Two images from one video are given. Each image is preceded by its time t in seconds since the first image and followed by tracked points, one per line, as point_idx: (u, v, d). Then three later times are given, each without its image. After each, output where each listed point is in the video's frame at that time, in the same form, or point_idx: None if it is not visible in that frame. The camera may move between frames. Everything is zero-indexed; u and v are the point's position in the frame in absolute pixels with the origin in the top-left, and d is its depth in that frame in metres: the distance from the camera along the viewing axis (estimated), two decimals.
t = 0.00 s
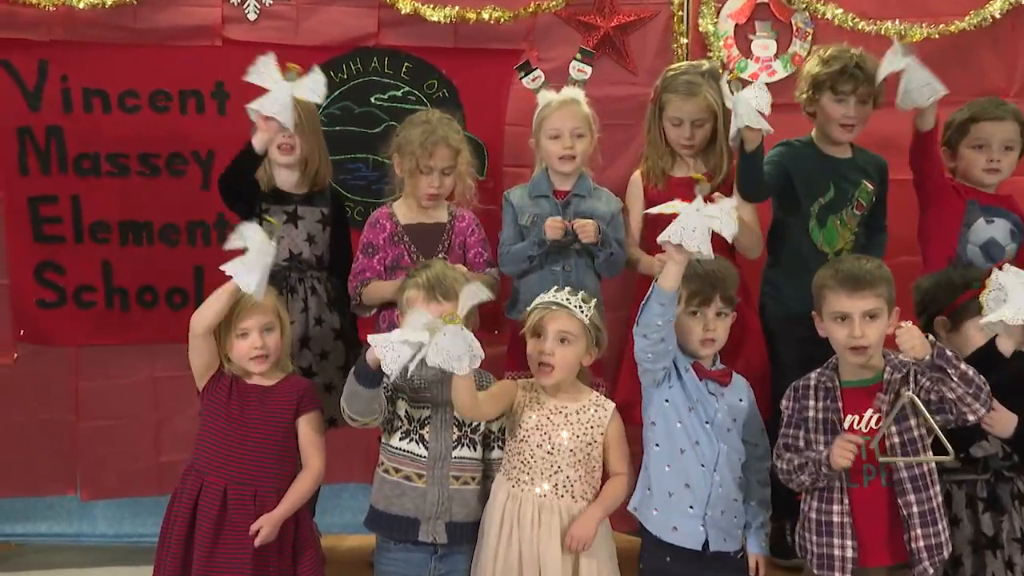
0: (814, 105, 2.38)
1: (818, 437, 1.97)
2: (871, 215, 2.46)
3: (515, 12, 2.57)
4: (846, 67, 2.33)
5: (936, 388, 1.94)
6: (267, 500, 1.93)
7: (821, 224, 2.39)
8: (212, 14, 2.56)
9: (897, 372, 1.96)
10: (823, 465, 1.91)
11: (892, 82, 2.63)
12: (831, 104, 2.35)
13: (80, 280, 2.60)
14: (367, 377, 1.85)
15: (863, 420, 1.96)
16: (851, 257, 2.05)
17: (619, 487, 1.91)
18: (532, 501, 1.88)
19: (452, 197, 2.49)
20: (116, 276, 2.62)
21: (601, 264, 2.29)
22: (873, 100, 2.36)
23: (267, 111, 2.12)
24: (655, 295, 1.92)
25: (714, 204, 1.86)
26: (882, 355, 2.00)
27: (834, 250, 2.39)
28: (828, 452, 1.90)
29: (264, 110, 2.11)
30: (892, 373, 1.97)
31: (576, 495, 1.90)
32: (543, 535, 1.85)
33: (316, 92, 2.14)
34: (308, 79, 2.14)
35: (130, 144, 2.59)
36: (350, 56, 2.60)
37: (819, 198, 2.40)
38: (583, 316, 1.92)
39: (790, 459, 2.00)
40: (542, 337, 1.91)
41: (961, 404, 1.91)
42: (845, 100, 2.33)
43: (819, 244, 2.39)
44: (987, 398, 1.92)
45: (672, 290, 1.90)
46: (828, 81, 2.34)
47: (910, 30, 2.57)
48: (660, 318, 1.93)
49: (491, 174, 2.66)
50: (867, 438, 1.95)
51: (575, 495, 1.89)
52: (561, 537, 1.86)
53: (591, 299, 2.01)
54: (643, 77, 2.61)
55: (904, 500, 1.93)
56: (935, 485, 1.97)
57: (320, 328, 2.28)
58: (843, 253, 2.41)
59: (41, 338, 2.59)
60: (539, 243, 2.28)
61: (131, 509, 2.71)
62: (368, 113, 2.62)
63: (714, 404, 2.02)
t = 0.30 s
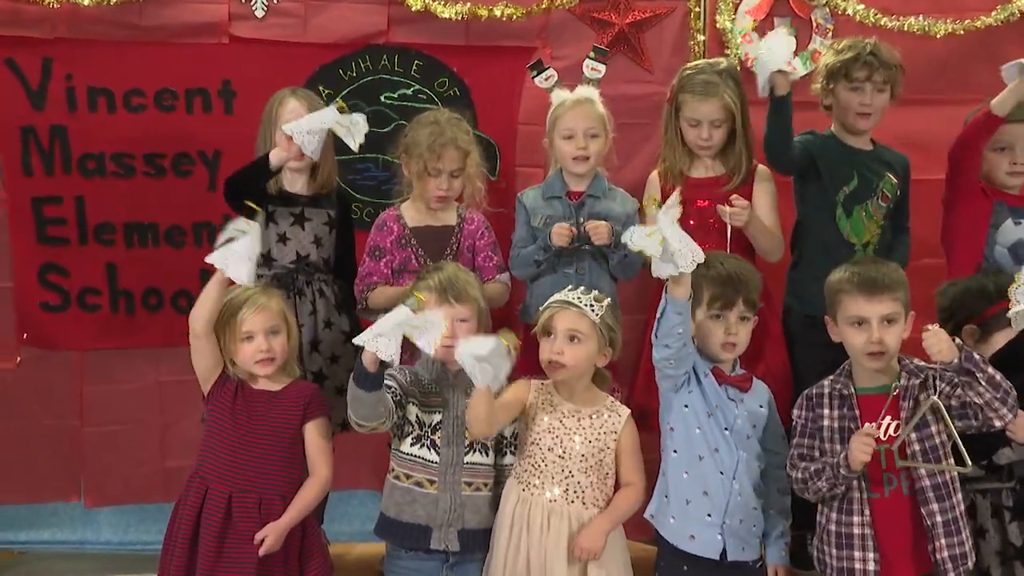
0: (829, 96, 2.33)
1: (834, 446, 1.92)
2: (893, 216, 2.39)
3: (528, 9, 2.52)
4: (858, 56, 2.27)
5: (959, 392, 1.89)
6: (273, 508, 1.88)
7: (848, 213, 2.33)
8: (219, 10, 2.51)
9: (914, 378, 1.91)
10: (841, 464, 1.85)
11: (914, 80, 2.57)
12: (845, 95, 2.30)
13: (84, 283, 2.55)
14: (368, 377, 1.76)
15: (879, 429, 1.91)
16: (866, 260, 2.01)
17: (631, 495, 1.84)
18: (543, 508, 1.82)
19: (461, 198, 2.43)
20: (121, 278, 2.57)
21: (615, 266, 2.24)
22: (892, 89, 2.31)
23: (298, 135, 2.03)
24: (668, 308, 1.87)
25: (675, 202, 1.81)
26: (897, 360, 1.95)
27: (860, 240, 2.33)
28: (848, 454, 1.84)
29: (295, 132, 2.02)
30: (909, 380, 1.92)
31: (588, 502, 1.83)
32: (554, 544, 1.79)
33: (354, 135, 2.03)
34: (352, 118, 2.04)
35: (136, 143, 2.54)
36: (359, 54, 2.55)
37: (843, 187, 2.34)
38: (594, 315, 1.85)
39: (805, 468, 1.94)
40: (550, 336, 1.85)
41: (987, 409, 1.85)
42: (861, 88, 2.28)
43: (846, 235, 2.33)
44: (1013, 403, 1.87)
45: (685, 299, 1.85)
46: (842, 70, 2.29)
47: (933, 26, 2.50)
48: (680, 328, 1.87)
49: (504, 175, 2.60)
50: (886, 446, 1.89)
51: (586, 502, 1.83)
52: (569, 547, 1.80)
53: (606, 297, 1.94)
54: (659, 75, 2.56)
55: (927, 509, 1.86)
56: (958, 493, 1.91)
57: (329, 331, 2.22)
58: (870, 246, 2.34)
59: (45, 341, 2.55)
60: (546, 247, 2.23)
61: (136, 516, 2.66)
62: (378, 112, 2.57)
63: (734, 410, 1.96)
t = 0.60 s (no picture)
0: (857, 102, 2.26)
1: (851, 455, 1.86)
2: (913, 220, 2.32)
3: (541, 6, 2.48)
4: (887, 59, 2.21)
5: (980, 397, 1.84)
6: (281, 517, 1.83)
7: (864, 235, 2.26)
8: (227, 8, 2.47)
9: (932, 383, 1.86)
10: (863, 474, 1.78)
11: (936, 78, 2.51)
12: (873, 101, 2.23)
13: (89, 285, 2.51)
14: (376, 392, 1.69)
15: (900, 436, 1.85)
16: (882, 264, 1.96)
17: (650, 509, 1.78)
18: (565, 520, 1.78)
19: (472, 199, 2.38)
20: (127, 280, 2.53)
21: (630, 269, 2.18)
22: (920, 94, 2.24)
23: (235, 105, 1.99)
24: (679, 321, 1.82)
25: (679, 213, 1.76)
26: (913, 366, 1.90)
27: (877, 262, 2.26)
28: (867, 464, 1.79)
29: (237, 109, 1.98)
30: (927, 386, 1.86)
31: (611, 513, 1.79)
32: (573, 553, 1.76)
33: (276, 70, 2.01)
34: (265, 60, 2.01)
35: (142, 144, 2.50)
36: (369, 52, 2.50)
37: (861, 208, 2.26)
38: (612, 326, 1.81)
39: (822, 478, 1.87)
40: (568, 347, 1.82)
41: (1012, 413, 1.80)
42: (890, 92, 2.21)
43: (862, 258, 2.26)
44: None
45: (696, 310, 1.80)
46: (870, 74, 2.23)
47: (956, 22, 2.46)
48: (693, 340, 1.82)
49: (516, 176, 2.55)
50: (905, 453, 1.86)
51: (608, 513, 1.79)
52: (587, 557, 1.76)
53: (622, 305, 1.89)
54: (675, 73, 2.51)
55: (949, 518, 1.81)
56: (981, 501, 1.85)
57: (329, 334, 2.17)
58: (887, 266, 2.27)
59: (49, 344, 2.51)
60: (563, 249, 2.18)
61: (142, 523, 2.62)
62: (388, 112, 2.52)
63: (750, 417, 1.90)
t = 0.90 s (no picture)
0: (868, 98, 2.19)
1: (870, 463, 1.81)
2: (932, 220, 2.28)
3: (554, 4, 2.44)
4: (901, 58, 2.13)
5: (1003, 401, 1.80)
6: (293, 523, 1.78)
7: (877, 221, 2.21)
8: (235, 6, 2.43)
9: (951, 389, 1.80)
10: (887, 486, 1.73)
11: (958, 77, 2.46)
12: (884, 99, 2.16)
13: (95, 288, 2.47)
14: (377, 401, 1.67)
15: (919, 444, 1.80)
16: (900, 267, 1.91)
17: (666, 513, 1.76)
18: (578, 524, 1.75)
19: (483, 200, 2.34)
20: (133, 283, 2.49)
21: (646, 272, 2.12)
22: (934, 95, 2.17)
23: (201, 131, 1.94)
24: (692, 319, 1.76)
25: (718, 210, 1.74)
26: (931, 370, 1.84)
27: (890, 249, 2.21)
28: (891, 475, 1.73)
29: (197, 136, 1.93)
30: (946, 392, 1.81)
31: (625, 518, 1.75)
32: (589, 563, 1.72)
33: (217, 78, 1.95)
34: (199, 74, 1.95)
35: (148, 144, 2.46)
36: (378, 51, 2.46)
37: (872, 194, 2.22)
38: (620, 317, 1.78)
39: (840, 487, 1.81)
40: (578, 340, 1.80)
41: None
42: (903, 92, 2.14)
43: (875, 244, 2.21)
44: None
45: (710, 310, 1.74)
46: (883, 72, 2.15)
47: (979, 20, 2.42)
48: (703, 340, 1.77)
49: (528, 178, 2.51)
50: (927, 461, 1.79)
51: (622, 518, 1.75)
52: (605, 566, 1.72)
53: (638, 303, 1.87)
54: (690, 72, 2.46)
55: (972, 526, 1.76)
56: (1004, 509, 1.80)
57: (337, 338, 2.12)
58: (900, 255, 2.22)
59: (54, 349, 2.47)
60: (575, 257, 2.11)
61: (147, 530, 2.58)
62: (397, 112, 2.48)
63: (765, 423, 1.85)
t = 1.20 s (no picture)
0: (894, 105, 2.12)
1: (888, 471, 1.76)
2: (947, 223, 2.23)
3: (566, 2, 2.39)
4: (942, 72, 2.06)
5: None
6: (299, 530, 1.74)
7: (892, 228, 2.16)
8: (241, 5, 2.39)
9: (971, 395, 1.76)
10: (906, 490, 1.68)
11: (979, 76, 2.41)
12: (910, 108, 2.09)
13: (98, 292, 2.43)
14: (377, 412, 1.58)
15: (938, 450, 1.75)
16: (922, 270, 1.85)
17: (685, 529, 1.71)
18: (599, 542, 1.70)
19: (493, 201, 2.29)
20: (136, 286, 2.44)
21: (660, 276, 2.07)
22: (957, 119, 2.11)
23: (272, 89, 1.91)
24: (706, 320, 1.70)
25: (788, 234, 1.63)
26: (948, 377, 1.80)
27: (904, 256, 2.17)
28: (910, 479, 1.68)
29: (265, 88, 1.90)
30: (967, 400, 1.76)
31: (646, 533, 1.71)
32: None
33: (320, 70, 1.95)
34: (310, 58, 1.96)
35: (153, 145, 2.42)
36: (387, 50, 2.41)
37: (886, 202, 2.16)
38: (638, 329, 1.73)
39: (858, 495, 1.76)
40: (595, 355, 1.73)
41: None
42: (927, 110, 2.08)
43: (890, 251, 2.16)
44: None
45: (729, 315, 1.67)
46: (916, 82, 2.07)
47: (1002, 18, 2.38)
48: (716, 343, 1.71)
49: (539, 180, 2.46)
50: (946, 468, 1.75)
51: (644, 533, 1.70)
52: None
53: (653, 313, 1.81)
54: (704, 72, 2.42)
55: (995, 534, 1.71)
56: None
57: (347, 342, 2.09)
58: (915, 262, 2.18)
59: (57, 353, 2.44)
60: (590, 255, 2.07)
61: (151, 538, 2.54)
62: (406, 112, 2.43)
63: (781, 431, 1.79)
